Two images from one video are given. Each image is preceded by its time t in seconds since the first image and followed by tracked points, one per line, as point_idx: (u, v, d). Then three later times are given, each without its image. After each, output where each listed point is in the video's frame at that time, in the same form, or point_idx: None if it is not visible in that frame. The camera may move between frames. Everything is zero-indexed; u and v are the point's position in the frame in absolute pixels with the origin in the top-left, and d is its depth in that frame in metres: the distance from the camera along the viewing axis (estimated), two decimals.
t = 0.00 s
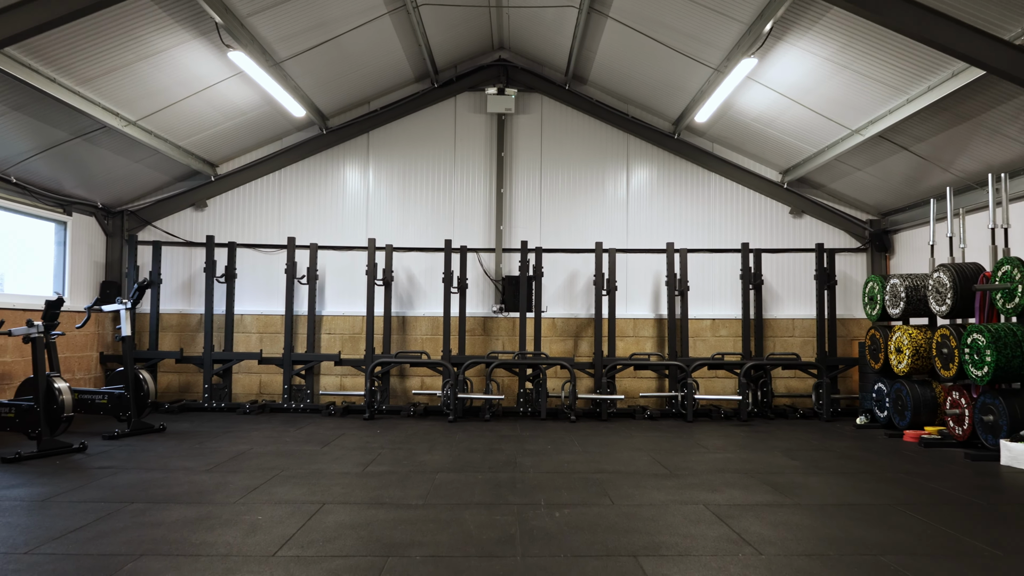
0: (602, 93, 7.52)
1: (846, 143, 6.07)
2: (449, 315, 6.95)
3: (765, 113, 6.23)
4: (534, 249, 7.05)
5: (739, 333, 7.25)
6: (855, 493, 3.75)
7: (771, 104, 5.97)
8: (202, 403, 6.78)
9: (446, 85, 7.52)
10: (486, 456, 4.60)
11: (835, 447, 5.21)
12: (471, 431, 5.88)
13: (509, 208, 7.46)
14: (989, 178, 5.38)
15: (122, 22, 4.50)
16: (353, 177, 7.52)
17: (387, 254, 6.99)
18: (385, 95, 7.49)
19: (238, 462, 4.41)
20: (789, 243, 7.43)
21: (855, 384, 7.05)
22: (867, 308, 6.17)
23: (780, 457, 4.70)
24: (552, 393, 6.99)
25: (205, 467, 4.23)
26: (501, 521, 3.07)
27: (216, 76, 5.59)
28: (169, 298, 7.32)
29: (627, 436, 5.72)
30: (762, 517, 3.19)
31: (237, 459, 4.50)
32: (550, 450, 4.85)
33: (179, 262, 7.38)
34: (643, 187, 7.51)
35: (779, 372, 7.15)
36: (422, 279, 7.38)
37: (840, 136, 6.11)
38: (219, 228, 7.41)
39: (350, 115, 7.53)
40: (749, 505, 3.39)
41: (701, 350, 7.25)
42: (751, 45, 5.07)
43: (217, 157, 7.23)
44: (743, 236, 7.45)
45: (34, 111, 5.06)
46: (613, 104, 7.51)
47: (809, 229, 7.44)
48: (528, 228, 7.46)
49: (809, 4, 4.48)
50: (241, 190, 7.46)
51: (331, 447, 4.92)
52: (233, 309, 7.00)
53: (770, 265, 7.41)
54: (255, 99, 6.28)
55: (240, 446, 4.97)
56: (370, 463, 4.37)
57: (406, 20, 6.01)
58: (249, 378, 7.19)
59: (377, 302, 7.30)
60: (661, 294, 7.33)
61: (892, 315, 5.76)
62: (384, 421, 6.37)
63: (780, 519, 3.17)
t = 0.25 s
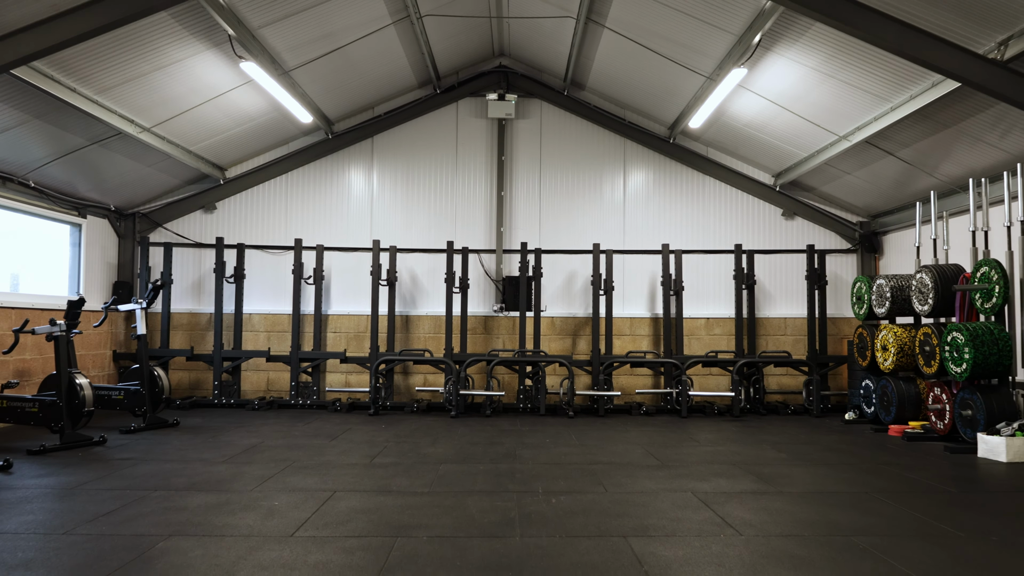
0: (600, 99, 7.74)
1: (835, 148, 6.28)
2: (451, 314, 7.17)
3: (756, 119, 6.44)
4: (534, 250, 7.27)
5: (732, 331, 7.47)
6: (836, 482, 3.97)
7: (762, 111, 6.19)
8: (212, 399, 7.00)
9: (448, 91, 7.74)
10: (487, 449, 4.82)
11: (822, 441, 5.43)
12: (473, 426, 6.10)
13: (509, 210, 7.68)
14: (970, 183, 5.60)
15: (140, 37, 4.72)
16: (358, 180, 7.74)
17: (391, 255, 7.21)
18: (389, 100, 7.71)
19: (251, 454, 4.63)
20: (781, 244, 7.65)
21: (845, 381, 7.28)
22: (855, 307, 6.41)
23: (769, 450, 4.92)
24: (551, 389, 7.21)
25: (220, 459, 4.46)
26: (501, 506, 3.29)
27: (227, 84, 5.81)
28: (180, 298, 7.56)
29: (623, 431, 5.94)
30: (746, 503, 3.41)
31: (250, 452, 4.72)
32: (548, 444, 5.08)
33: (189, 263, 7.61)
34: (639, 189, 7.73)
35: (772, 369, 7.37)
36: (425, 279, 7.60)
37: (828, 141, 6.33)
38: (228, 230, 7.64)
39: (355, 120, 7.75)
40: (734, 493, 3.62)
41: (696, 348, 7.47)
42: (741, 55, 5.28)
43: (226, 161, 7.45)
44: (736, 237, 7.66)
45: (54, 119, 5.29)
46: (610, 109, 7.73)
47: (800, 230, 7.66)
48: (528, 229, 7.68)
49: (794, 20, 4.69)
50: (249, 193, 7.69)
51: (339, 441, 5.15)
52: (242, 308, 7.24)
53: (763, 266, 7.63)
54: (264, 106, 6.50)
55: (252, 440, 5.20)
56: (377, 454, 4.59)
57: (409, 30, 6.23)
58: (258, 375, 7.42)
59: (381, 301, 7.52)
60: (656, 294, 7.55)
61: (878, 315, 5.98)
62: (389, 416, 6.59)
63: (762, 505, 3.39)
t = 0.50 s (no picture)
0: (597, 104, 7.97)
1: (823, 152, 6.52)
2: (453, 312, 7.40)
3: (747, 125, 6.68)
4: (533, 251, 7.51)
5: (725, 329, 7.71)
6: (817, 471, 4.20)
7: (752, 117, 6.42)
8: (222, 395, 7.24)
9: (450, 96, 7.97)
10: (487, 441, 5.06)
11: (808, 435, 5.67)
12: (474, 421, 6.34)
13: (509, 212, 7.92)
14: (951, 187, 5.83)
15: (156, 50, 4.96)
16: (362, 182, 7.98)
17: (394, 256, 7.45)
18: (392, 105, 7.94)
19: (263, 445, 4.87)
20: (773, 245, 7.89)
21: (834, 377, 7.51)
22: (843, 306, 6.65)
23: (756, 442, 5.16)
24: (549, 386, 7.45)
25: (234, 450, 4.69)
26: (500, 492, 3.53)
27: (237, 92, 6.04)
28: (190, 297, 7.80)
29: (618, 426, 6.17)
30: (730, 490, 3.64)
31: (262, 443, 4.96)
32: (545, 437, 5.31)
33: (199, 263, 7.84)
34: (635, 192, 7.97)
35: (764, 367, 7.61)
36: (428, 279, 7.84)
37: (817, 146, 6.56)
38: (238, 231, 7.90)
39: (359, 124, 7.98)
40: (719, 480, 3.85)
41: (690, 346, 7.71)
42: (730, 64, 5.51)
43: (235, 165, 7.69)
44: (729, 238, 7.90)
45: (73, 126, 5.53)
46: (607, 114, 7.96)
47: (791, 231, 7.89)
48: (527, 231, 7.92)
49: (778, 36, 4.92)
50: (257, 196, 7.93)
51: (346, 434, 5.39)
52: (251, 307, 7.47)
53: (755, 266, 7.86)
54: (272, 112, 6.73)
55: (263, 432, 5.43)
56: (382, 446, 4.83)
57: (412, 39, 6.46)
58: (265, 372, 7.66)
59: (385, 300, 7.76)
60: (652, 293, 7.79)
61: (864, 313, 6.22)
62: (392, 411, 6.83)
63: (744, 491, 3.63)
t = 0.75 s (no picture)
0: (595, 109, 8.18)
1: (813, 157, 6.72)
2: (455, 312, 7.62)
3: (740, 130, 6.88)
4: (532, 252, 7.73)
5: (720, 328, 7.92)
6: (802, 463, 4.41)
7: (745, 122, 6.63)
8: (230, 392, 7.45)
9: (452, 102, 8.18)
10: (488, 436, 5.27)
11: (798, 430, 5.88)
12: (475, 417, 6.55)
13: (510, 214, 8.14)
14: (935, 191, 6.04)
15: (171, 62, 5.18)
16: (367, 185, 8.19)
17: (398, 257, 7.66)
18: (396, 110, 8.15)
19: (274, 439, 5.09)
20: (766, 246, 8.10)
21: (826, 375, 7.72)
22: (833, 306, 6.86)
23: (747, 437, 5.37)
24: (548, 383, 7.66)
25: (246, 444, 4.91)
26: (501, 481, 3.74)
27: (247, 99, 6.26)
28: (199, 297, 8.02)
29: (615, 421, 6.39)
30: (718, 480, 3.85)
31: (273, 437, 5.18)
32: (544, 431, 5.53)
33: (209, 264, 8.06)
34: (633, 194, 8.18)
35: (757, 365, 7.82)
36: (430, 279, 8.06)
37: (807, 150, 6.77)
38: (246, 233, 8.11)
39: (363, 128, 8.19)
40: (708, 471, 4.06)
41: (686, 344, 7.93)
42: (723, 73, 5.72)
43: (242, 169, 7.90)
44: (724, 239, 8.11)
45: (88, 133, 5.75)
46: (605, 118, 8.17)
47: (785, 233, 8.10)
48: (527, 232, 8.14)
49: (766, 49, 5.13)
50: (264, 199, 8.15)
51: (352, 429, 5.60)
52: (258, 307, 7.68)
53: (749, 267, 8.07)
54: (280, 117, 6.95)
55: (273, 428, 5.65)
56: (388, 440, 5.04)
57: (416, 48, 6.68)
58: (273, 369, 7.88)
59: (389, 300, 7.98)
60: (649, 293, 8.00)
61: (853, 313, 6.44)
62: (397, 408, 7.05)
63: (731, 481, 3.84)
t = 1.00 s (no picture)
0: (594, 115, 8.40)
1: (804, 162, 6.94)
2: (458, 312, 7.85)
3: (734, 137, 7.11)
4: (532, 254, 7.96)
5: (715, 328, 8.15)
6: (789, 457, 4.64)
7: (738, 129, 6.85)
8: (240, 390, 7.68)
9: (454, 108, 8.41)
10: (490, 432, 5.50)
11: (788, 427, 6.11)
12: (477, 414, 6.78)
13: (511, 218, 8.37)
14: (921, 197, 6.26)
15: (186, 74, 5.41)
16: (372, 189, 8.42)
17: (403, 259, 7.89)
18: (400, 116, 8.37)
19: (286, 435, 5.32)
20: (760, 249, 8.33)
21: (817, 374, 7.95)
22: (824, 306, 7.08)
23: (738, 433, 5.60)
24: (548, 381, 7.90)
25: (259, 439, 5.14)
26: (502, 473, 3.97)
27: (257, 107, 6.48)
28: (209, 298, 8.25)
29: (612, 419, 6.62)
30: (707, 472, 4.08)
31: (284, 433, 5.41)
32: (543, 428, 5.76)
33: (219, 266, 8.31)
34: (630, 198, 8.41)
35: (752, 364, 8.05)
36: (434, 281, 8.29)
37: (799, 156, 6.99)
38: (254, 236, 8.36)
39: (368, 134, 8.42)
40: (697, 464, 4.29)
41: (682, 344, 8.15)
42: (715, 83, 5.94)
43: (251, 174, 8.13)
44: (719, 242, 8.34)
45: (105, 141, 5.99)
46: (602, 124, 8.39)
47: (778, 236, 8.33)
48: (527, 235, 8.37)
49: (756, 62, 5.35)
50: (272, 203, 8.38)
51: (360, 426, 5.83)
52: (267, 307, 7.89)
53: (743, 268, 8.30)
54: (288, 125, 7.17)
55: (283, 424, 5.88)
56: (394, 436, 5.27)
57: (420, 57, 6.91)
58: (281, 368, 8.11)
59: (393, 301, 8.21)
60: (646, 294, 8.24)
61: (842, 314, 6.67)
62: (401, 405, 7.28)
63: (719, 473, 4.07)
